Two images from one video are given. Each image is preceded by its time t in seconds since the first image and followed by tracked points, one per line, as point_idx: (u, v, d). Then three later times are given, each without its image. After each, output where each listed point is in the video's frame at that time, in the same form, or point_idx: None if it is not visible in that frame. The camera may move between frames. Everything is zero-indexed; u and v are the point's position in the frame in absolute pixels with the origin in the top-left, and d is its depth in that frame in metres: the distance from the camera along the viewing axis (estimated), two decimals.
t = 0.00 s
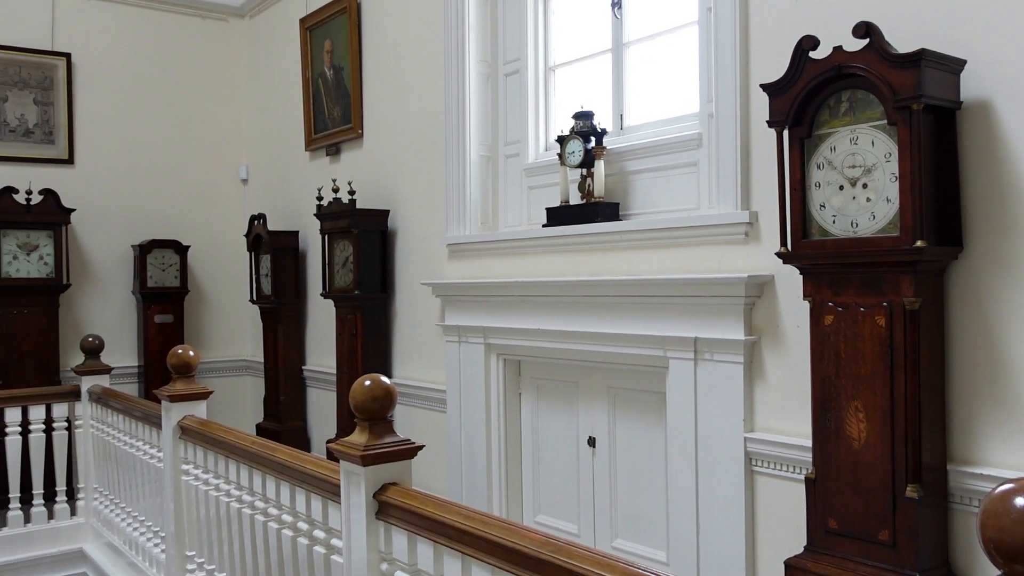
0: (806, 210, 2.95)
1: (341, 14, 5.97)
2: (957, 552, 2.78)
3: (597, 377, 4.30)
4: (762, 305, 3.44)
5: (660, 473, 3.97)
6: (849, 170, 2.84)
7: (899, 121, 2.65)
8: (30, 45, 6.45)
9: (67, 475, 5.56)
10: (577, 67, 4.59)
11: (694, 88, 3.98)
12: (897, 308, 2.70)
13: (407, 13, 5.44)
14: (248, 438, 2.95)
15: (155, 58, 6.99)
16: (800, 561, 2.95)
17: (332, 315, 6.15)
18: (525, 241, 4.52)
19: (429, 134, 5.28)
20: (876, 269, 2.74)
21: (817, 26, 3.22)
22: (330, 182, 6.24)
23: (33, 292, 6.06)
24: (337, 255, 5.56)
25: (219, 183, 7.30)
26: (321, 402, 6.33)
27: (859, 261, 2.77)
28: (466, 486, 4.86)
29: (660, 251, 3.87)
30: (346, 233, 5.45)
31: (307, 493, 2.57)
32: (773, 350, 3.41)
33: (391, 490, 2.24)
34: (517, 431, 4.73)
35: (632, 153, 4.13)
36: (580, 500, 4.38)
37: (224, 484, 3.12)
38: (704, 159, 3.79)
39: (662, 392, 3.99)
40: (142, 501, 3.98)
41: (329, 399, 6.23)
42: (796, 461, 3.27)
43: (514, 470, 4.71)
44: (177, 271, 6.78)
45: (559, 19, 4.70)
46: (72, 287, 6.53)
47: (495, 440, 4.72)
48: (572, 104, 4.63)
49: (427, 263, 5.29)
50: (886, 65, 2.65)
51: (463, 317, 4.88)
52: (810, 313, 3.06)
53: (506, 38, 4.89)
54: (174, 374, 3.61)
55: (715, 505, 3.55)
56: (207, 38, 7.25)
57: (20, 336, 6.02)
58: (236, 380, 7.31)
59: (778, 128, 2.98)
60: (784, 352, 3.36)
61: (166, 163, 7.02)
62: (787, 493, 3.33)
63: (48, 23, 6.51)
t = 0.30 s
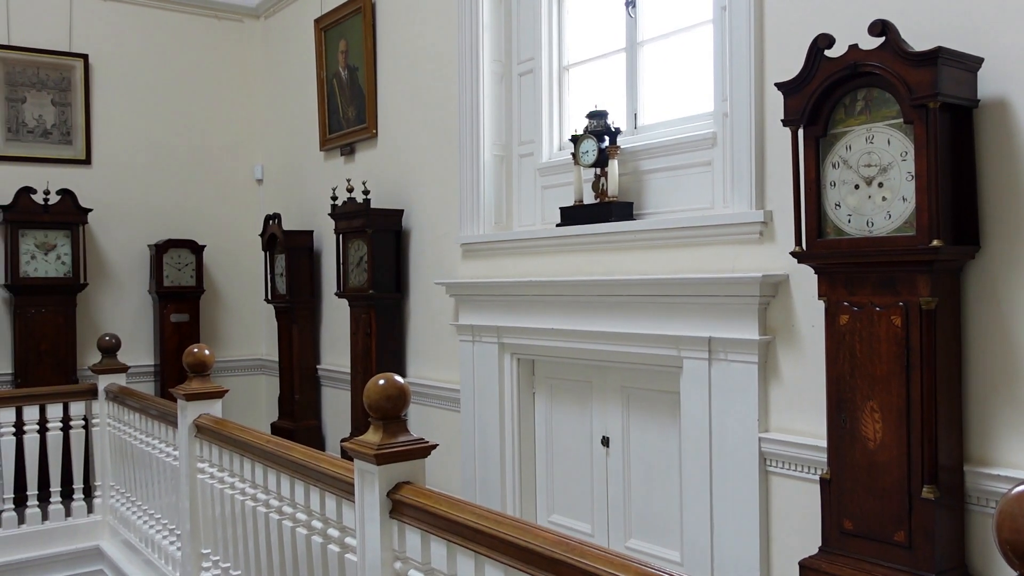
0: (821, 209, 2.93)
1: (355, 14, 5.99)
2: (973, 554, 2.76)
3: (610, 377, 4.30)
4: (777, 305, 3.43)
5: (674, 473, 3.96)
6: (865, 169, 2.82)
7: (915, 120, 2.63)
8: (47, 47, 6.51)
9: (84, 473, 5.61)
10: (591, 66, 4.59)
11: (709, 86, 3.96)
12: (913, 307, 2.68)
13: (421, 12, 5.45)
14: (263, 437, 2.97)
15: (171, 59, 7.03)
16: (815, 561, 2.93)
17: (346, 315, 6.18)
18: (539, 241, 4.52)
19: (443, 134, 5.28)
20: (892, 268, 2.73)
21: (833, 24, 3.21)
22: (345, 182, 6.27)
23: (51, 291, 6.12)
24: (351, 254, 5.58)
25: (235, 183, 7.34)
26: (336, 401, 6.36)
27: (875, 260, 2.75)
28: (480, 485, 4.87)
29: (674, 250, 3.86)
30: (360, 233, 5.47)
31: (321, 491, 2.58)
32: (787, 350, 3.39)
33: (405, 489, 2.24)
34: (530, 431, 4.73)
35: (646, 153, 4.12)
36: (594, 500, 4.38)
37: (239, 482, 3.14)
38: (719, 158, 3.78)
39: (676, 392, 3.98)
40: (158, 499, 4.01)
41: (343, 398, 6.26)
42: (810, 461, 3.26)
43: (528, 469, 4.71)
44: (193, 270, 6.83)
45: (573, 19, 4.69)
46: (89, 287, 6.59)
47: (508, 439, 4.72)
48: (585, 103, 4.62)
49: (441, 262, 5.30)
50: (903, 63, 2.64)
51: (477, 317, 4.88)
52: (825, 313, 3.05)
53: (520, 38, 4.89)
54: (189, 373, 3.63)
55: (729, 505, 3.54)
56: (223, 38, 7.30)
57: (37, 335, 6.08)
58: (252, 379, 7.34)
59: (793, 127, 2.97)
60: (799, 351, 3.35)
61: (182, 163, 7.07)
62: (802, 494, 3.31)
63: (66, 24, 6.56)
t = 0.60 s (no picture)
0: (835, 208, 2.91)
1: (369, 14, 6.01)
2: (989, 555, 2.74)
3: (623, 376, 4.29)
4: (791, 304, 3.41)
5: (688, 473, 3.94)
6: (879, 168, 2.80)
7: (930, 118, 2.62)
8: (63, 48, 6.55)
9: (100, 471, 5.66)
10: (604, 65, 4.58)
11: (722, 84, 3.95)
12: (929, 307, 2.66)
13: (434, 12, 5.46)
14: (277, 435, 2.98)
15: (185, 59, 7.07)
16: (828, 562, 2.91)
17: (360, 314, 6.20)
18: (551, 240, 4.52)
19: (456, 133, 5.29)
20: (907, 267, 2.71)
21: (847, 22, 3.19)
22: (358, 181, 6.28)
23: (67, 291, 6.17)
24: (364, 254, 5.60)
25: (249, 183, 7.38)
26: (349, 400, 6.38)
27: (890, 260, 2.73)
28: (493, 484, 4.87)
29: (687, 250, 3.85)
30: (373, 232, 5.49)
31: (334, 490, 2.59)
32: (801, 349, 3.37)
33: (418, 487, 2.25)
34: (543, 430, 4.73)
35: (659, 152, 4.11)
36: (607, 499, 4.37)
37: (253, 480, 3.15)
38: (733, 156, 3.76)
39: (689, 391, 3.97)
40: (173, 497, 4.04)
41: (356, 397, 6.28)
42: (824, 461, 3.24)
43: (540, 468, 4.71)
44: (207, 270, 6.86)
45: (587, 18, 4.68)
46: (105, 286, 6.64)
47: (521, 438, 4.72)
48: (599, 102, 4.61)
49: (454, 261, 5.30)
50: (918, 61, 2.62)
51: (490, 316, 4.88)
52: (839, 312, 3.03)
53: (533, 37, 4.89)
54: (204, 371, 3.65)
55: (743, 505, 3.52)
56: (237, 39, 7.33)
57: (54, 334, 6.13)
58: (266, 377, 7.38)
59: (807, 125, 2.95)
60: (813, 351, 3.33)
61: (196, 163, 7.11)
62: (816, 494, 3.30)
63: (82, 25, 6.61)
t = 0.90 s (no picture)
0: (849, 206, 2.89)
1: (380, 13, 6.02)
2: (1004, 555, 2.72)
3: (635, 375, 4.28)
4: (803, 303, 3.39)
5: (700, 472, 3.93)
6: (893, 165, 2.78)
7: (945, 115, 2.59)
8: (77, 48, 6.59)
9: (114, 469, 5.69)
10: (615, 63, 4.57)
11: (735, 82, 3.93)
12: (943, 305, 2.64)
13: (445, 11, 5.46)
14: (289, 434, 2.99)
15: (198, 60, 7.10)
16: (841, 562, 2.89)
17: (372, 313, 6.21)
18: (563, 238, 4.51)
19: (468, 132, 5.29)
20: (921, 265, 2.69)
21: (860, 18, 3.17)
22: (370, 181, 6.30)
23: (81, 290, 6.21)
24: (376, 253, 5.61)
25: (261, 183, 7.41)
26: (361, 399, 6.40)
27: (904, 257, 2.71)
28: (504, 483, 4.87)
29: (699, 248, 3.84)
30: (385, 231, 5.50)
31: (346, 488, 2.59)
32: (814, 348, 3.36)
33: (428, 486, 2.24)
34: (554, 429, 4.72)
35: (670, 150, 4.09)
36: (618, 499, 4.36)
37: (265, 479, 3.16)
38: (745, 154, 3.74)
39: (700, 390, 3.95)
40: (186, 496, 4.06)
41: (368, 395, 6.30)
42: (837, 461, 3.23)
43: (552, 467, 4.70)
44: (220, 269, 6.89)
45: (598, 16, 4.67)
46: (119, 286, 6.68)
47: (532, 437, 4.71)
48: (610, 100, 4.60)
49: (466, 260, 5.30)
50: (932, 57, 2.60)
51: (501, 315, 4.88)
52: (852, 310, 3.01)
53: (544, 36, 4.87)
54: (216, 370, 3.66)
55: (755, 505, 3.51)
56: (250, 39, 7.36)
57: (68, 333, 6.18)
58: (278, 376, 7.41)
59: (820, 122, 2.93)
60: (825, 350, 3.31)
61: (209, 163, 7.14)
62: (829, 493, 3.28)
63: (96, 26, 6.65)
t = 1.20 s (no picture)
0: (864, 204, 2.86)
1: (393, 12, 6.03)
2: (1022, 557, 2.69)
3: (648, 375, 4.26)
4: (818, 302, 3.37)
5: (713, 472, 3.91)
6: (909, 162, 2.76)
7: (961, 112, 2.57)
8: (93, 50, 6.64)
9: (130, 468, 5.74)
10: (628, 62, 4.56)
11: (748, 79, 3.91)
12: (960, 304, 2.61)
13: (458, 11, 5.46)
14: (302, 432, 3.00)
15: (212, 61, 7.14)
16: (857, 563, 2.87)
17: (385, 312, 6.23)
18: (576, 237, 4.50)
19: (481, 131, 5.29)
20: (937, 264, 2.66)
21: (876, 15, 3.14)
22: (383, 180, 6.31)
23: (97, 290, 6.26)
24: (389, 253, 5.62)
25: (275, 182, 7.44)
26: (374, 398, 6.41)
27: (920, 256, 2.68)
28: (517, 483, 4.87)
29: (712, 247, 3.82)
30: (398, 230, 5.51)
31: (358, 487, 2.60)
32: (828, 347, 3.34)
33: (440, 485, 2.24)
34: (567, 429, 4.71)
35: (683, 149, 4.08)
36: (631, 499, 4.35)
37: (278, 478, 3.17)
38: (759, 152, 3.72)
39: (714, 390, 3.94)
40: (200, 494, 4.08)
41: (381, 394, 6.31)
42: (852, 461, 3.21)
43: (565, 467, 4.70)
44: (234, 269, 6.93)
45: (611, 15, 4.66)
46: (134, 285, 6.72)
47: (545, 436, 4.71)
48: (623, 99, 4.59)
49: (479, 260, 5.30)
50: (948, 54, 2.57)
51: (514, 314, 4.87)
52: (867, 309, 2.98)
53: (557, 34, 4.86)
54: (230, 369, 3.67)
55: (769, 505, 3.49)
56: (264, 39, 7.39)
57: (84, 332, 6.22)
58: (292, 375, 7.44)
59: (834, 120, 2.91)
60: (840, 349, 3.29)
61: (223, 163, 7.18)
62: (844, 493, 3.26)
63: (111, 27, 6.70)
